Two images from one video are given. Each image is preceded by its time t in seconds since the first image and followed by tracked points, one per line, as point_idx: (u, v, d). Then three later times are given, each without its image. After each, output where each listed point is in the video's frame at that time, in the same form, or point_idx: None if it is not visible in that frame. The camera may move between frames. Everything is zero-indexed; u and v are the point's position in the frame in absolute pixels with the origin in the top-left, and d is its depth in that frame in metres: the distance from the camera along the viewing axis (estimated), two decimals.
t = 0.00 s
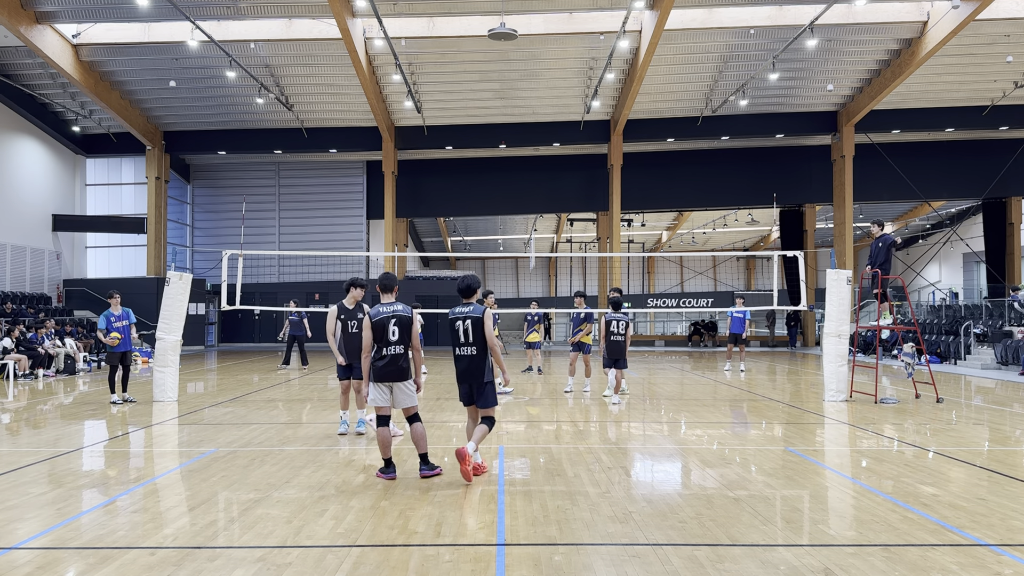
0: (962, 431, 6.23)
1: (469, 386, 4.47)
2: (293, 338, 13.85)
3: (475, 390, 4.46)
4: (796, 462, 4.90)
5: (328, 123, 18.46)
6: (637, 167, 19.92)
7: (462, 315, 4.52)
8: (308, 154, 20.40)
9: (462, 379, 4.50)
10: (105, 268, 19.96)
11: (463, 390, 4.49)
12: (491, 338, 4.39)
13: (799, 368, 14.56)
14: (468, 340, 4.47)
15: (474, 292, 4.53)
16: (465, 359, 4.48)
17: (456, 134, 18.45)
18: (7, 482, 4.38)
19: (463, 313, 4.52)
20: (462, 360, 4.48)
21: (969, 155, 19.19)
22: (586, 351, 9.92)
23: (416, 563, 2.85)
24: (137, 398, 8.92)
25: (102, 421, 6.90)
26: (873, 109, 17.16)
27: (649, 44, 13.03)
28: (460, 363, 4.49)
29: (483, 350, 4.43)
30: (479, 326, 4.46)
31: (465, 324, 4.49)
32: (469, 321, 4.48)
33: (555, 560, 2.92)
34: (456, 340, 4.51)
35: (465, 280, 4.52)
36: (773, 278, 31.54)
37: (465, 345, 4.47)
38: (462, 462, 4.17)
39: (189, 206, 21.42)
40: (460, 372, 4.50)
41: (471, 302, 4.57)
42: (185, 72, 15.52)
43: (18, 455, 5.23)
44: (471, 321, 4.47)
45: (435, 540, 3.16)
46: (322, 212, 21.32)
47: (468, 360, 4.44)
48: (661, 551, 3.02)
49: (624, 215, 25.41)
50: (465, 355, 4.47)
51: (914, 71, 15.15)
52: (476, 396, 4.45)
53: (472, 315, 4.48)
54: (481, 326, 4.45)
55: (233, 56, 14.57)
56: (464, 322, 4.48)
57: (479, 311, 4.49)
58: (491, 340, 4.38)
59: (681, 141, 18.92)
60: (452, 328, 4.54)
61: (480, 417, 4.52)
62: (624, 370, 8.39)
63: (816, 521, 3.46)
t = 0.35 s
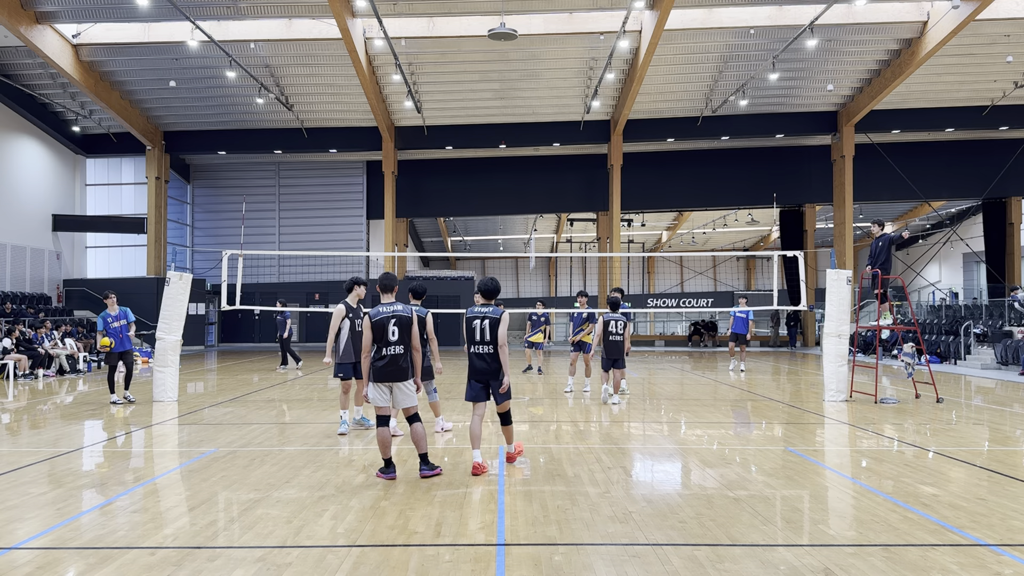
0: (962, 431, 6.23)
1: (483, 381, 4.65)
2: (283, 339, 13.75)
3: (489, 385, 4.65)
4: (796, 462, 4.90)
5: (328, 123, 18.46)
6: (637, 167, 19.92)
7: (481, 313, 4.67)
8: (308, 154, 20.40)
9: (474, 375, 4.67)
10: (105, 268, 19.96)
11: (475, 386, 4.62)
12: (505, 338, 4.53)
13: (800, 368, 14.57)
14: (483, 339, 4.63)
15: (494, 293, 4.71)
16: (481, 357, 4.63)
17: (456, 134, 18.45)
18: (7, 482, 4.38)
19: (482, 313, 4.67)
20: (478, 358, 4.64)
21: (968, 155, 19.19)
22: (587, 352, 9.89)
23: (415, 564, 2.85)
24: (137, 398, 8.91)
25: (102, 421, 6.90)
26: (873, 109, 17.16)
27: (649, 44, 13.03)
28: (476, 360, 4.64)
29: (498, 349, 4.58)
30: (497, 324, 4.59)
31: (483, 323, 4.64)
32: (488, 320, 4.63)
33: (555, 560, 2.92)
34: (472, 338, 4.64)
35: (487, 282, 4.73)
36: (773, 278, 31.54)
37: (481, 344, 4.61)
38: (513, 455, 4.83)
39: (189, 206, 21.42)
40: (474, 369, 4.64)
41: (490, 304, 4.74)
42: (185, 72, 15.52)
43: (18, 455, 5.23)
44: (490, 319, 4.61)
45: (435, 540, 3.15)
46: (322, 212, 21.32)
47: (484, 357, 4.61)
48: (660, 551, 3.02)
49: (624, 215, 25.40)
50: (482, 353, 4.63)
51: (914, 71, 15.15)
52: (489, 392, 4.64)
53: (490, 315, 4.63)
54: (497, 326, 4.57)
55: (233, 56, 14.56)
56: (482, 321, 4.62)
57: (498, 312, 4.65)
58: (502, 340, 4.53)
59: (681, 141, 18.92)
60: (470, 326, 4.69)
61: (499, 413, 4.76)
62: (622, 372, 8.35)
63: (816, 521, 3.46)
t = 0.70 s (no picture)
0: (962, 431, 6.23)
1: (504, 376, 4.96)
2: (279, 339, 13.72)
3: (510, 380, 4.98)
4: (796, 462, 4.90)
5: (328, 123, 18.47)
6: (637, 167, 19.93)
7: (502, 313, 5.07)
8: (308, 154, 20.41)
9: (495, 370, 4.98)
10: (105, 267, 19.96)
11: (496, 381, 4.95)
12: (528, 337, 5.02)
13: (800, 368, 14.57)
14: (504, 337, 5.00)
15: (512, 294, 5.12)
16: (503, 354, 4.96)
17: (456, 134, 18.45)
18: (7, 482, 4.38)
19: (503, 312, 5.06)
20: (501, 354, 4.96)
21: (968, 155, 19.20)
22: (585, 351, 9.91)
23: (416, 563, 2.85)
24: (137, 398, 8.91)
25: (102, 421, 6.90)
26: (873, 109, 17.16)
27: (649, 44, 13.03)
28: (498, 356, 4.96)
29: (519, 346, 4.98)
30: (518, 324, 5.04)
31: (504, 322, 5.03)
32: (510, 319, 5.04)
33: (555, 560, 2.92)
34: (495, 335, 4.97)
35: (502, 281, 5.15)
36: (773, 278, 31.54)
37: (504, 341, 4.97)
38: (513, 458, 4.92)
39: (189, 206, 21.42)
40: (496, 365, 4.95)
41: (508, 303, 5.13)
42: (185, 72, 15.52)
43: (18, 455, 5.23)
44: (513, 318, 5.03)
45: (435, 540, 3.16)
46: (322, 212, 21.33)
47: (506, 353, 4.96)
48: (660, 551, 3.02)
49: (624, 215, 25.41)
50: (504, 350, 4.96)
51: (914, 71, 15.15)
52: (509, 386, 4.97)
53: (513, 315, 5.04)
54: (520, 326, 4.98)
55: (233, 56, 14.56)
56: (505, 320, 5.01)
57: (518, 312, 5.08)
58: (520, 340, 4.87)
59: (681, 141, 18.92)
60: (491, 323, 5.04)
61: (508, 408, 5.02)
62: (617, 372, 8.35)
63: (816, 521, 3.46)
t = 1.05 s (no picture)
0: (963, 431, 6.23)
1: (512, 376, 4.97)
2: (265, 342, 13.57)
3: (515, 379, 5.01)
4: (796, 462, 4.91)
5: (328, 123, 18.46)
6: (637, 167, 19.93)
7: (510, 314, 5.10)
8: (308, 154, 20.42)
9: (503, 370, 4.98)
10: (105, 267, 19.96)
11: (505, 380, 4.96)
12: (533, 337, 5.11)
13: (800, 368, 14.57)
14: (512, 338, 5.05)
15: (515, 296, 5.18)
16: (512, 355, 4.99)
17: (456, 134, 18.45)
18: (7, 482, 4.38)
19: (511, 313, 5.09)
20: (509, 355, 4.98)
21: (969, 155, 19.19)
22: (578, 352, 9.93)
23: (416, 564, 2.85)
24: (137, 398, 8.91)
25: (102, 421, 6.90)
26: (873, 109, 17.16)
27: (649, 44, 13.03)
28: (507, 357, 4.97)
29: (526, 348, 5.06)
30: (526, 325, 5.12)
31: (512, 323, 5.06)
32: (518, 320, 5.09)
33: (555, 560, 2.92)
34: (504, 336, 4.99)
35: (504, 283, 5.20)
36: (773, 278, 31.54)
37: (513, 342, 5.01)
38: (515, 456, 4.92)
39: (189, 206, 21.42)
40: (506, 365, 4.95)
41: (511, 305, 5.17)
42: (185, 72, 15.52)
43: (18, 455, 5.23)
44: (521, 319, 5.08)
45: (435, 540, 3.15)
46: (322, 212, 21.32)
47: (516, 354, 4.99)
48: (660, 551, 3.02)
49: (624, 215, 25.41)
50: (513, 351, 5.00)
51: (914, 71, 15.15)
52: (515, 386, 5.00)
53: (520, 316, 5.10)
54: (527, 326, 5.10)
55: (233, 56, 14.56)
56: (514, 321, 5.06)
57: (524, 312, 5.16)
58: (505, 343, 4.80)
59: (681, 141, 18.93)
60: (499, 325, 5.08)
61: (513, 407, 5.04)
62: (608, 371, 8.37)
63: (816, 521, 3.46)
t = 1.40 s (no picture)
0: (962, 431, 6.23)
1: (511, 373, 5.09)
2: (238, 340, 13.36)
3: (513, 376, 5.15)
4: (796, 462, 4.90)
5: (328, 123, 18.47)
6: (637, 167, 19.93)
7: (507, 313, 5.19)
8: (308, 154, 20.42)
9: (505, 368, 5.05)
10: (104, 267, 19.96)
11: (504, 378, 5.06)
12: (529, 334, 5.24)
13: (800, 368, 14.57)
14: (510, 336, 5.14)
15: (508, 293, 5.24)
16: (511, 353, 5.09)
17: (456, 134, 18.45)
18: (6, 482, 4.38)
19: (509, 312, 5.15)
20: (509, 353, 5.07)
21: (968, 155, 19.19)
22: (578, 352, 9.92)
23: (415, 564, 2.84)
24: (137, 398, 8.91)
25: (102, 421, 6.90)
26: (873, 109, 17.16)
27: (649, 44, 13.03)
28: (507, 356, 5.06)
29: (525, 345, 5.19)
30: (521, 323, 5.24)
31: (511, 322, 5.13)
32: (515, 318, 5.18)
33: (555, 560, 2.92)
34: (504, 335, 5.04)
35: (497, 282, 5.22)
36: (773, 278, 31.55)
37: (512, 340, 5.10)
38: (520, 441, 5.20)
39: (189, 206, 21.41)
40: (506, 363, 5.05)
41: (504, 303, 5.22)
42: (185, 72, 15.52)
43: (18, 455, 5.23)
44: (517, 318, 5.21)
45: (436, 540, 3.15)
46: (322, 212, 21.32)
47: (516, 352, 5.10)
48: (660, 551, 3.01)
49: (624, 215, 25.41)
50: (512, 348, 5.09)
51: (914, 71, 15.15)
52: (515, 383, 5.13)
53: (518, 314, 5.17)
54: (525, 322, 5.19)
55: (233, 56, 14.56)
56: (512, 320, 5.16)
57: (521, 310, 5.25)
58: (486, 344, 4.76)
59: (681, 141, 18.92)
60: (500, 324, 5.12)
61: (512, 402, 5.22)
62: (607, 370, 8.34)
63: (816, 521, 3.46)
